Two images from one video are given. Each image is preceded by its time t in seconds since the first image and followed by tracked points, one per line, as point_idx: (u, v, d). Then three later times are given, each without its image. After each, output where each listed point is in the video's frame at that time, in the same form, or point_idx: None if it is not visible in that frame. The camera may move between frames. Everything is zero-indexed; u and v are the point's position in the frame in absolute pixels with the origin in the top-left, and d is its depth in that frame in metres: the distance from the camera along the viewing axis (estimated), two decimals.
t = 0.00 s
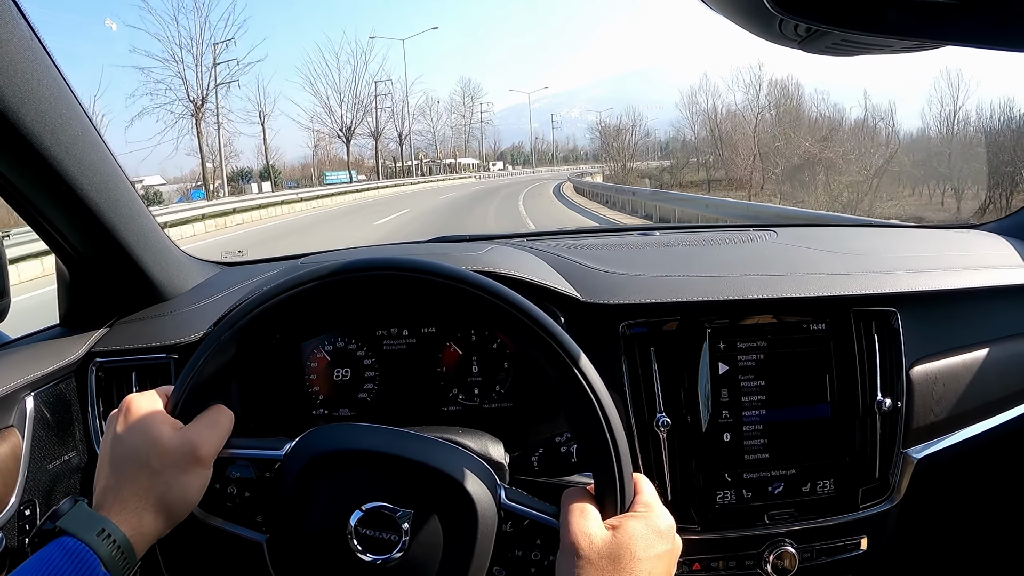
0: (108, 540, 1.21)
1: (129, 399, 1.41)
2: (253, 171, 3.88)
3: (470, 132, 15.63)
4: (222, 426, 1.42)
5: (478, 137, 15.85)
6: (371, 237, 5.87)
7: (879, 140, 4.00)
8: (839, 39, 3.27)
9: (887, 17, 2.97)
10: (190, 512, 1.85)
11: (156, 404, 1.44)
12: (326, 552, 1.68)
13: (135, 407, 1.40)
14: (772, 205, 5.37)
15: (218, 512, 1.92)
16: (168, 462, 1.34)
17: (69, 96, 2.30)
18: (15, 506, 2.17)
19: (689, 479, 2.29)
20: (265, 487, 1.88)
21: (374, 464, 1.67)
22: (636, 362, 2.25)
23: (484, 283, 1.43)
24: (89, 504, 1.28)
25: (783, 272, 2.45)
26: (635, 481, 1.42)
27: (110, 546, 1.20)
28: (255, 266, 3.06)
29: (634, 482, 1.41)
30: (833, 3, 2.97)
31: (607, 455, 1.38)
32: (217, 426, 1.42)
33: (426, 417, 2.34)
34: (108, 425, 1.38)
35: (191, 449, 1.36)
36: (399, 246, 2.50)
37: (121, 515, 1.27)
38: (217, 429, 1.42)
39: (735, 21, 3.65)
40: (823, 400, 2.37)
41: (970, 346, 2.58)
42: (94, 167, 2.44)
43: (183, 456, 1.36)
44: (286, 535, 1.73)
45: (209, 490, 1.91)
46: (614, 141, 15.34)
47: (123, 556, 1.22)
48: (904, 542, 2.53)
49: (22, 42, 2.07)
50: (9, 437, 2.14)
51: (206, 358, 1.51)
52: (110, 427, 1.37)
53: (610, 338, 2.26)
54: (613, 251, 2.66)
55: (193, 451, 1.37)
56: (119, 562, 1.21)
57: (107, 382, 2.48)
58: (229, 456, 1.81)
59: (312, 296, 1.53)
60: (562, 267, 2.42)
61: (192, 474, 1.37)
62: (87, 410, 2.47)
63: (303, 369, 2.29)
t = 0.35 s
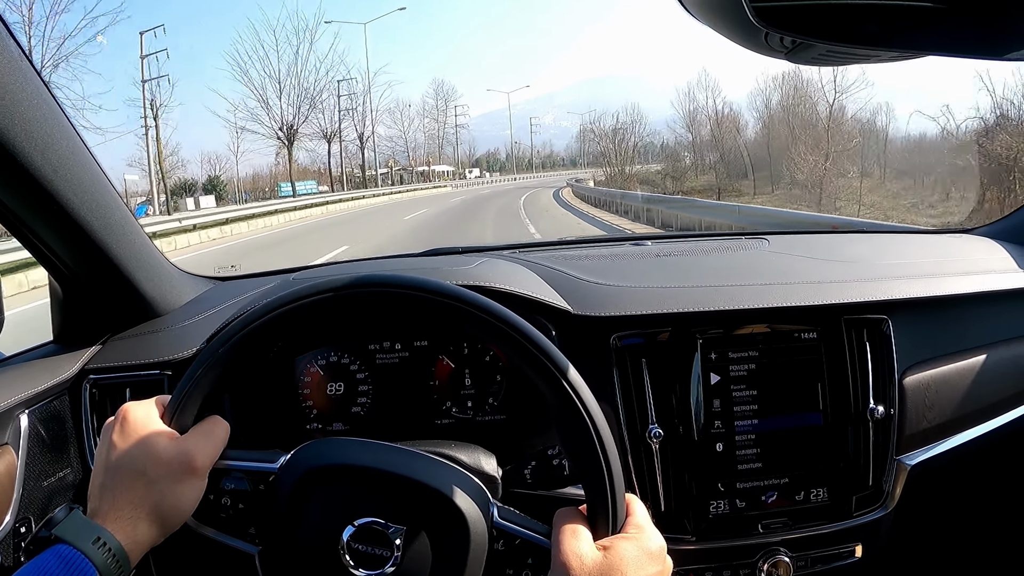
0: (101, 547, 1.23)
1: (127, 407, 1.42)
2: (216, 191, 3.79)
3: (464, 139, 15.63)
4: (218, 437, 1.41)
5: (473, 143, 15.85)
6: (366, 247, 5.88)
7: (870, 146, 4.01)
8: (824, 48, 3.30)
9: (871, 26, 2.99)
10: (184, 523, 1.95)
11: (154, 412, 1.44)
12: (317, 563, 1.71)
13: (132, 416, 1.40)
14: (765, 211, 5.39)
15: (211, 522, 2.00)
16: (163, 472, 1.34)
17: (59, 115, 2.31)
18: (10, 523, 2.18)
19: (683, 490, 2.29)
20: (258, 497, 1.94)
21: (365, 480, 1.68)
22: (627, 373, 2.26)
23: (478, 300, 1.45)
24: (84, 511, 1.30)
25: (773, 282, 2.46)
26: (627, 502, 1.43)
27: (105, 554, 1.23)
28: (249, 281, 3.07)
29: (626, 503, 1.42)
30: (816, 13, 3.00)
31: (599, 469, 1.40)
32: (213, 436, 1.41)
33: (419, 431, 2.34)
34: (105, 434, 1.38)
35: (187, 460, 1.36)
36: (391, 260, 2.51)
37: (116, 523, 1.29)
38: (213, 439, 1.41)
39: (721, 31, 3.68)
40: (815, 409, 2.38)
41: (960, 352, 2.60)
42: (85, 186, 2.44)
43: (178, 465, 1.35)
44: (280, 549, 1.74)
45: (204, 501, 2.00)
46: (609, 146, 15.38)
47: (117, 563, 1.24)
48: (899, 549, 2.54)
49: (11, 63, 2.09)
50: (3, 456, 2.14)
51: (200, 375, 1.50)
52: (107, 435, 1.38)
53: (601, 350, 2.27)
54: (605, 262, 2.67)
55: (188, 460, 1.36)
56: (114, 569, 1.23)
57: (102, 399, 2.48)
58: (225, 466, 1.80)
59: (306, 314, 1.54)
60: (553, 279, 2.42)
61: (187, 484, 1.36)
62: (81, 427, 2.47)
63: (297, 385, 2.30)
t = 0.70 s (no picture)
0: (99, 542, 1.22)
1: (126, 402, 1.41)
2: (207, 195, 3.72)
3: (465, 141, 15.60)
4: (219, 433, 1.41)
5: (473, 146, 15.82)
6: (366, 249, 5.87)
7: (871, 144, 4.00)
8: (822, 44, 3.30)
9: (868, 22, 3.00)
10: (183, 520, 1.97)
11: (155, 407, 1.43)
12: (317, 563, 1.70)
13: (131, 410, 1.39)
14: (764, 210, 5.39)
15: (211, 519, 2.01)
16: (163, 468, 1.33)
17: (56, 115, 2.30)
18: (8, 525, 2.17)
19: (684, 487, 2.29)
20: (259, 495, 1.92)
21: (364, 480, 1.67)
22: (628, 370, 2.25)
23: (480, 297, 1.44)
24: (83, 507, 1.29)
25: (773, 278, 2.45)
26: (629, 505, 1.42)
27: (104, 549, 1.22)
28: (247, 282, 3.06)
29: (628, 507, 1.41)
30: (814, 10, 3.00)
31: (600, 468, 1.39)
32: (214, 432, 1.40)
33: (419, 431, 2.33)
34: (104, 428, 1.37)
35: (187, 455, 1.35)
36: (390, 259, 2.50)
37: (115, 519, 1.28)
38: (214, 435, 1.40)
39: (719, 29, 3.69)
40: (817, 405, 2.38)
41: (961, 347, 2.59)
42: (82, 186, 2.43)
43: (177, 461, 1.34)
44: (279, 548, 1.74)
45: (204, 498, 1.99)
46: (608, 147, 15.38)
47: (116, 559, 1.23)
48: (901, 547, 2.53)
49: (8, 62, 2.09)
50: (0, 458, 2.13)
51: (199, 374, 1.48)
52: (105, 430, 1.37)
53: (601, 347, 2.26)
54: (604, 260, 2.66)
55: (188, 456, 1.36)
56: (112, 564, 1.22)
57: (101, 400, 2.46)
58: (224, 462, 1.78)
59: (305, 312, 1.52)
60: (552, 278, 2.42)
61: (187, 480, 1.35)
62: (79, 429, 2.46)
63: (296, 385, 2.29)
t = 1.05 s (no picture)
0: (95, 542, 1.21)
1: (124, 403, 1.41)
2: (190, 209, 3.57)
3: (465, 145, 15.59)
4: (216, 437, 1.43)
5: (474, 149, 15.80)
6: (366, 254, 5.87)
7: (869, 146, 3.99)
8: (816, 47, 3.30)
9: (861, 26, 3.01)
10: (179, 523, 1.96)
11: (152, 409, 1.44)
12: (312, 569, 1.70)
13: (129, 412, 1.39)
14: (762, 212, 5.40)
15: (206, 522, 2.00)
16: (162, 470, 1.34)
17: (49, 123, 2.30)
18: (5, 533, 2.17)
19: (681, 492, 2.28)
20: (255, 499, 1.91)
21: (359, 486, 1.67)
22: (624, 375, 2.25)
23: (475, 302, 1.44)
24: (78, 509, 1.28)
25: (769, 282, 2.45)
26: (625, 516, 1.42)
27: (99, 551, 1.21)
28: (244, 288, 3.06)
29: (624, 517, 1.41)
30: (807, 13, 3.01)
31: (598, 475, 1.40)
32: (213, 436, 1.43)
33: (415, 437, 2.32)
34: (101, 430, 1.37)
35: (186, 459, 1.37)
36: (386, 265, 2.51)
37: (111, 521, 1.27)
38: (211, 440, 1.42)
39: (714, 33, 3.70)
40: (813, 409, 2.37)
41: (957, 350, 2.59)
42: (77, 193, 2.43)
43: (176, 464, 1.36)
44: (274, 553, 1.73)
45: (199, 501, 1.99)
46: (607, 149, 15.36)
47: (112, 560, 1.22)
48: (900, 550, 2.53)
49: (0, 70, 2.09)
50: None
51: (194, 382, 1.48)
52: (103, 432, 1.36)
53: (597, 352, 2.26)
54: (601, 265, 2.66)
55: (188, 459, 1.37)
56: (108, 565, 1.22)
57: (97, 407, 2.46)
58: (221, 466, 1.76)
59: (300, 320, 1.52)
60: (548, 283, 2.42)
61: (184, 484, 1.36)
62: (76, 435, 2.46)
63: (292, 391, 2.29)
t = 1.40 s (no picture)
0: (99, 549, 1.22)
1: (127, 410, 1.41)
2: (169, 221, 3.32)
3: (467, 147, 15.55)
4: (218, 443, 1.45)
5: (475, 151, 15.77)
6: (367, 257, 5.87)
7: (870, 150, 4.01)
8: (816, 53, 3.32)
9: (861, 31, 3.02)
10: (186, 528, 1.91)
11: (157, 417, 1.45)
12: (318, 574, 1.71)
13: (132, 419, 1.39)
14: (762, 215, 5.41)
15: (212, 528, 2.01)
16: (164, 476, 1.35)
17: (53, 128, 2.31)
18: (7, 537, 2.17)
19: (683, 496, 2.28)
20: (258, 504, 1.91)
21: (362, 490, 1.67)
22: (627, 379, 2.25)
23: (479, 308, 1.45)
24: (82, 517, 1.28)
25: (771, 286, 2.46)
26: (628, 518, 1.43)
27: (105, 558, 1.22)
28: (246, 292, 3.07)
29: (627, 520, 1.41)
30: (808, 18, 3.03)
31: (602, 480, 1.40)
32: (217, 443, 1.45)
33: (418, 441, 2.33)
34: (105, 437, 1.37)
35: (189, 465, 1.38)
36: (389, 269, 2.51)
37: (114, 527, 1.27)
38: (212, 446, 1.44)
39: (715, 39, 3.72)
40: (815, 413, 2.38)
41: (958, 353, 2.60)
42: (80, 198, 2.44)
43: (179, 470, 1.36)
44: (279, 557, 1.74)
45: (204, 507, 1.99)
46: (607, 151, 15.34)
47: (117, 567, 1.23)
48: (901, 553, 2.53)
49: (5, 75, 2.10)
50: None
51: (198, 389, 1.48)
52: (106, 438, 1.36)
53: (600, 357, 2.26)
54: (602, 269, 2.67)
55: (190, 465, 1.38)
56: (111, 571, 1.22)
57: (99, 411, 2.45)
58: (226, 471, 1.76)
59: (305, 326, 1.53)
60: (551, 287, 2.42)
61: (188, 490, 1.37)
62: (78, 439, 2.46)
63: (295, 395, 2.29)
